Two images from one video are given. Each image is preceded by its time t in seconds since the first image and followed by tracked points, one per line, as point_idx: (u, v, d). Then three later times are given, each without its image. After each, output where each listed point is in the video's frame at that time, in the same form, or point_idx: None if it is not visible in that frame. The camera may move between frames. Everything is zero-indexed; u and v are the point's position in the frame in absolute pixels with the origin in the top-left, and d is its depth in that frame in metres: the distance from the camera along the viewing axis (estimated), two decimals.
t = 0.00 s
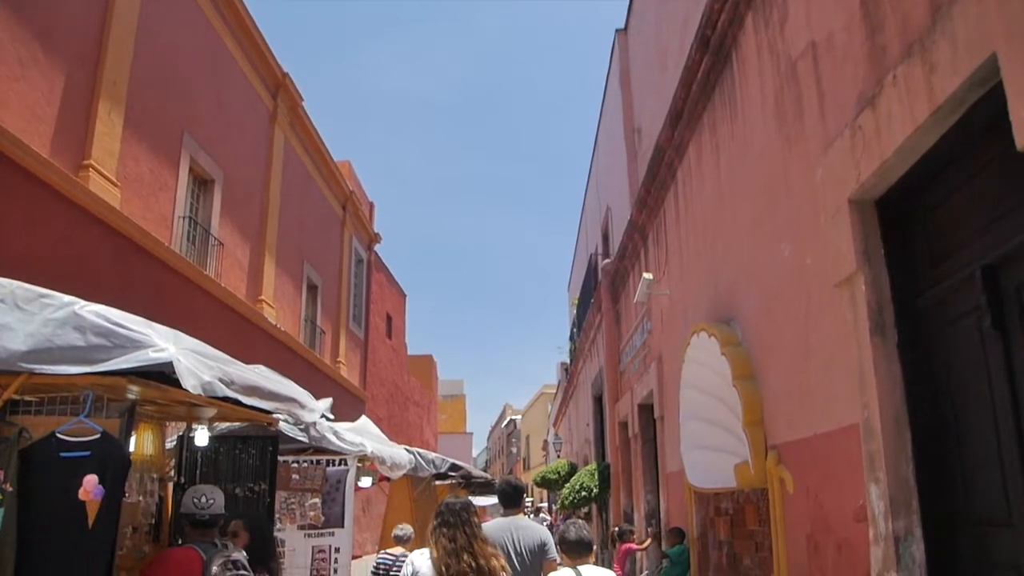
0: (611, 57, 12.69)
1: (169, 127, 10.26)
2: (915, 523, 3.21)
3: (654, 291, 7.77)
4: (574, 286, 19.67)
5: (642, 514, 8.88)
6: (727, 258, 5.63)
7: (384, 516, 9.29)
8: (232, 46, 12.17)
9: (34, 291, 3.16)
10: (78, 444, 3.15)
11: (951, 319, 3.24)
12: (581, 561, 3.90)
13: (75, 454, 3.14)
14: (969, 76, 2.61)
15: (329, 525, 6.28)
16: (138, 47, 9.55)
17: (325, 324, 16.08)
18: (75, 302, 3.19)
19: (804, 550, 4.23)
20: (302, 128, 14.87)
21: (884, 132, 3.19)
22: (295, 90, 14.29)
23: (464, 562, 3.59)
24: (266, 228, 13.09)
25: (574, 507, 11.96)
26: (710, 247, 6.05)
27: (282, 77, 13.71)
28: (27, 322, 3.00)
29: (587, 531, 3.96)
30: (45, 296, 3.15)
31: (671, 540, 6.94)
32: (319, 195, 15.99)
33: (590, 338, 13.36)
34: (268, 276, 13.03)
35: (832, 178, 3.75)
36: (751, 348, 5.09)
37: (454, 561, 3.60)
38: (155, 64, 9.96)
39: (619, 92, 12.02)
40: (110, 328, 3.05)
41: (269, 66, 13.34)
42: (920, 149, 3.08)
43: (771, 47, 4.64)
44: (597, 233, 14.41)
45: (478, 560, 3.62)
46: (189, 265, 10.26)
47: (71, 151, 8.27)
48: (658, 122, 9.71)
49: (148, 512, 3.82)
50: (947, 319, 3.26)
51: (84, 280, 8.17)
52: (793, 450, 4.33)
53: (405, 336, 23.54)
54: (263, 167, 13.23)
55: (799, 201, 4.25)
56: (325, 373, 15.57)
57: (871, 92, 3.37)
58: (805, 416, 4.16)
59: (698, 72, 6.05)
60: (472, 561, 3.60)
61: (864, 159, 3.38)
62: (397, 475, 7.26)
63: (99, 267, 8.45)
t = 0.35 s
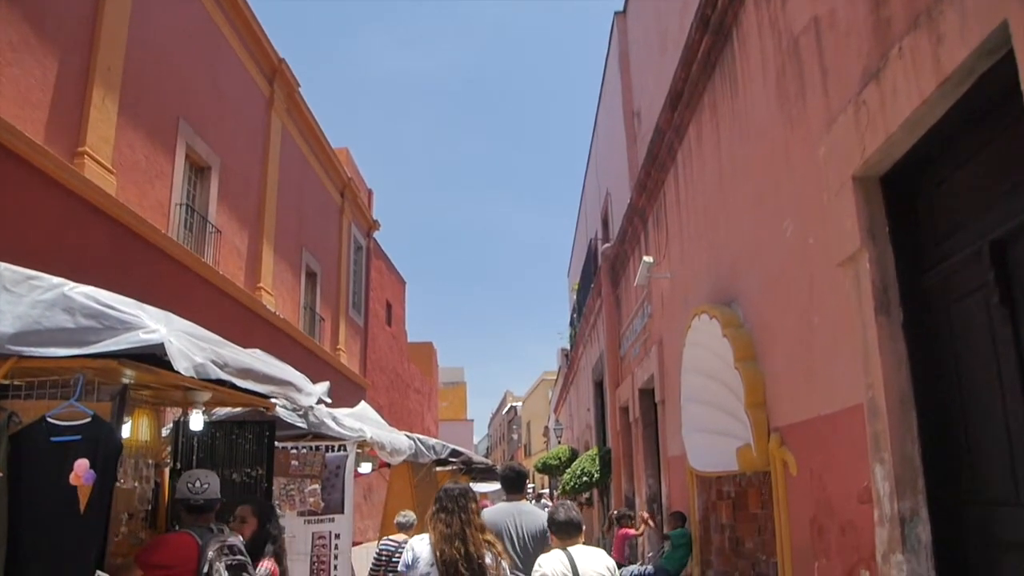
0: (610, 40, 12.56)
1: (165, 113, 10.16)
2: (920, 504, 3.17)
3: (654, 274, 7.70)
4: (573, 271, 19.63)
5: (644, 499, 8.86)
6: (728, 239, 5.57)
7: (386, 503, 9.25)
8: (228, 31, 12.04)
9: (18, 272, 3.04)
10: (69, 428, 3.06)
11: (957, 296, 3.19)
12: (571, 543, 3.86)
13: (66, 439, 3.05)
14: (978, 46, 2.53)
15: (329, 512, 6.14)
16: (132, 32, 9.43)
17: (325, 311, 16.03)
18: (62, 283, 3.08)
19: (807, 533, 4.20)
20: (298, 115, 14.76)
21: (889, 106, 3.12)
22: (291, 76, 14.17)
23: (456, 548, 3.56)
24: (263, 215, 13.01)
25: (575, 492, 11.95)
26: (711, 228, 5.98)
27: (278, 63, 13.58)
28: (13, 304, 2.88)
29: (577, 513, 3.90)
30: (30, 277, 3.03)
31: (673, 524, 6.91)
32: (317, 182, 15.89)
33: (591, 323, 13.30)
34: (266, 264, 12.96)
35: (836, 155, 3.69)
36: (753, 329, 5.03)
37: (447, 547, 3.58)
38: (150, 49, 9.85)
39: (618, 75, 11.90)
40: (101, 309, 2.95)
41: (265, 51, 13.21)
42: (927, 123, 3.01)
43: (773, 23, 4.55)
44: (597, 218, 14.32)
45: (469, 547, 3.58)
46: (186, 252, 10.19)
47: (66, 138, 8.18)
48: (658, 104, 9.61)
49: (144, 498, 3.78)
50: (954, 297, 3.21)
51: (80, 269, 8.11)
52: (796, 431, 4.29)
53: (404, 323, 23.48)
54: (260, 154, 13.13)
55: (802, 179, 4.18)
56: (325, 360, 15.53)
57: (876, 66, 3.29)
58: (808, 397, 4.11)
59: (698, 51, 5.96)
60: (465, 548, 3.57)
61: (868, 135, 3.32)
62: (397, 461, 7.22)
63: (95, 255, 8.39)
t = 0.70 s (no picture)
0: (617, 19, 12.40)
1: (168, 96, 10.09)
2: (935, 484, 3.11)
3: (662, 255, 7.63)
4: (581, 254, 19.54)
5: (652, 482, 8.83)
6: (737, 217, 5.49)
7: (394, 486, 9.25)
8: (231, 13, 11.94)
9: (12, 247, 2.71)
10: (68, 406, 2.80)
11: (972, 270, 3.11)
12: (569, 521, 3.82)
13: (64, 418, 2.78)
14: (998, 11, 2.44)
15: (336, 494, 5.94)
16: (134, 13, 9.35)
17: (332, 295, 16.01)
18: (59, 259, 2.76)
19: (818, 514, 4.15)
20: (303, 98, 14.66)
21: (904, 76, 3.03)
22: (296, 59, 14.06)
23: (462, 527, 3.53)
24: (269, 198, 12.97)
25: (583, 475, 11.94)
26: (720, 207, 5.89)
27: (282, 45, 13.48)
28: (8, 282, 2.57)
29: (576, 491, 3.85)
30: (25, 253, 2.71)
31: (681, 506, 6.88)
32: (323, 165, 15.82)
33: (598, 306, 13.23)
34: (273, 247, 12.93)
35: (848, 129, 3.60)
36: (764, 309, 4.96)
37: (454, 526, 3.54)
38: (152, 31, 9.77)
39: (626, 54, 11.76)
40: (100, 286, 2.66)
41: (269, 34, 13.11)
42: (944, 92, 2.93)
43: None
44: (605, 200, 14.21)
45: (474, 527, 3.55)
46: (192, 236, 10.16)
47: (69, 121, 8.13)
48: (665, 83, 9.48)
49: (147, 479, 3.74)
50: (969, 272, 3.14)
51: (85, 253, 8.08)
52: (807, 411, 4.24)
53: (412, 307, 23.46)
54: (265, 137, 13.07)
55: (813, 155, 4.10)
56: (332, 344, 15.53)
57: (890, 35, 3.20)
58: (819, 376, 4.05)
59: (706, 26, 5.84)
60: (470, 527, 3.53)
61: (882, 105, 3.22)
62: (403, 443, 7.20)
63: (100, 239, 8.36)
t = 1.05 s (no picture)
0: None
1: (175, 69, 10.00)
2: (955, 450, 3.04)
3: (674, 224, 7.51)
4: (592, 226, 19.39)
5: (665, 453, 8.78)
6: (751, 183, 5.37)
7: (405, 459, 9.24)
8: None
9: (11, 214, 2.67)
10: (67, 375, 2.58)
11: (997, 232, 3.01)
12: (574, 487, 3.77)
13: (64, 386, 2.57)
14: None
15: (347, 465, 5.90)
16: None
17: (342, 269, 15.98)
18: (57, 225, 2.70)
19: (834, 482, 4.09)
20: (311, 70, 14.51)
21: (928, 30, 2.90)
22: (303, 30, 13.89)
23: (473, 492, 3.48)
24: (278, 172, 12.89)
25: (595, 446, 11.93)
26: (734, 173, 5.77)
27: (289, 17, 13.31)
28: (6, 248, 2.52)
29: (581, 458, 3.79)
30: (24, 220, 2.66)
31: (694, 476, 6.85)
32: (331, 139, 15.71)
33: (610, 277, 13.12)
34: (282, 221, 12.88)
35: (867, 88, 3.48)
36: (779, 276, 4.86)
37: (466, 489, 3.49)
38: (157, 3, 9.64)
39: (637, 21, 11.52)
40: (98, 251, 2.58)
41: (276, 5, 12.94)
42: (969, 45, 2.80)
43: None
44: (616, 170, 14.04)
45: (486, 492, 3.50)
46: (200, 210, 10.13)
47: (74, 95, 8.06)
48: (678, 49, 9.28)
49: (156, 449, 3.74)
50: (994, 234, 3.04)
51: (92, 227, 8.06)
52: (823, 378, 4.16)
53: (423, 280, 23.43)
54: (273, 110, 12.96)
55: (830, 116, 3.97)
56: (343, 318, 15.54)
57: None
58: (836, 343, 3.97)
59: None
60: (481, 492, 3.48)
61: (904, 62, 3.09)
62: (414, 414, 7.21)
63: (107, 213, 8.33)
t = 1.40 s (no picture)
0: None
1: (180, 43, 9.90)
2: (971, 425, 2.97)
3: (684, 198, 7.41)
4: (602, 202, 19.24)
5: (674, 430, 8.73)
6: (764, 155, 5.27)
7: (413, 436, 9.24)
8: None
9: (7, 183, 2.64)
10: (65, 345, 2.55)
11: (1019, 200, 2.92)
12: (576, 462, 3.72)
13: (62, 357, 2.54)
14: None
15: (354, 441, 5.88)
16: None
17: (350, 246, 15.94)
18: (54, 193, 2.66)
19: (846, 458, 4.02)
20: (318, 45, 14.37)
21: None
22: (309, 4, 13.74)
23: (484, 464, 3.43)
24: (285, 148, 12.82)
25: (604, 423, 11.90)
26: (746, 145, 5.66)
27: None
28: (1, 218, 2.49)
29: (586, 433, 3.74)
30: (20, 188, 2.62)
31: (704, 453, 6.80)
32: (339, 115, 15.60)
33: (619, 253, 13.02)
34: (290, 198, 12.83)
35: (885, 52, 3.37)
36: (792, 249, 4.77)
37: (475, 462, 3.44)
38: None
39: None
40: (95, 220, 2.53)
41: None
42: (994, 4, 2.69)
43: None
44: (626, 145, 13.88)
45: (496, 464, 3.45)
46: (206, 186, 10.08)
47: (77, 69, 7.99)
48: (689, 20, 9.11)
49: (159, 424, 3.72)
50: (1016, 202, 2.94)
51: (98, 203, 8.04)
52: (836, 352, 4.09)
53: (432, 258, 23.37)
54: (280, 86, 12.85)
55: (846, 82, 3.86)
56: (352, 295, 15.53)
57: None
58: (851, 316, 3.88)
59: None
60: (490, 465, 3.43)
61: (924, 24, 2.99)
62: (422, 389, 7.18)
63: (113, 189, 8.30)
